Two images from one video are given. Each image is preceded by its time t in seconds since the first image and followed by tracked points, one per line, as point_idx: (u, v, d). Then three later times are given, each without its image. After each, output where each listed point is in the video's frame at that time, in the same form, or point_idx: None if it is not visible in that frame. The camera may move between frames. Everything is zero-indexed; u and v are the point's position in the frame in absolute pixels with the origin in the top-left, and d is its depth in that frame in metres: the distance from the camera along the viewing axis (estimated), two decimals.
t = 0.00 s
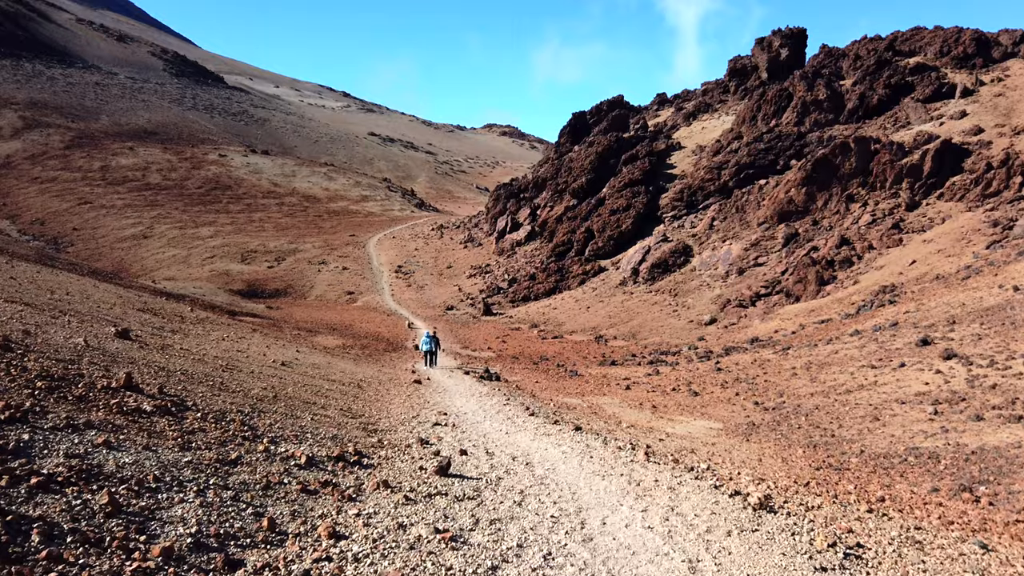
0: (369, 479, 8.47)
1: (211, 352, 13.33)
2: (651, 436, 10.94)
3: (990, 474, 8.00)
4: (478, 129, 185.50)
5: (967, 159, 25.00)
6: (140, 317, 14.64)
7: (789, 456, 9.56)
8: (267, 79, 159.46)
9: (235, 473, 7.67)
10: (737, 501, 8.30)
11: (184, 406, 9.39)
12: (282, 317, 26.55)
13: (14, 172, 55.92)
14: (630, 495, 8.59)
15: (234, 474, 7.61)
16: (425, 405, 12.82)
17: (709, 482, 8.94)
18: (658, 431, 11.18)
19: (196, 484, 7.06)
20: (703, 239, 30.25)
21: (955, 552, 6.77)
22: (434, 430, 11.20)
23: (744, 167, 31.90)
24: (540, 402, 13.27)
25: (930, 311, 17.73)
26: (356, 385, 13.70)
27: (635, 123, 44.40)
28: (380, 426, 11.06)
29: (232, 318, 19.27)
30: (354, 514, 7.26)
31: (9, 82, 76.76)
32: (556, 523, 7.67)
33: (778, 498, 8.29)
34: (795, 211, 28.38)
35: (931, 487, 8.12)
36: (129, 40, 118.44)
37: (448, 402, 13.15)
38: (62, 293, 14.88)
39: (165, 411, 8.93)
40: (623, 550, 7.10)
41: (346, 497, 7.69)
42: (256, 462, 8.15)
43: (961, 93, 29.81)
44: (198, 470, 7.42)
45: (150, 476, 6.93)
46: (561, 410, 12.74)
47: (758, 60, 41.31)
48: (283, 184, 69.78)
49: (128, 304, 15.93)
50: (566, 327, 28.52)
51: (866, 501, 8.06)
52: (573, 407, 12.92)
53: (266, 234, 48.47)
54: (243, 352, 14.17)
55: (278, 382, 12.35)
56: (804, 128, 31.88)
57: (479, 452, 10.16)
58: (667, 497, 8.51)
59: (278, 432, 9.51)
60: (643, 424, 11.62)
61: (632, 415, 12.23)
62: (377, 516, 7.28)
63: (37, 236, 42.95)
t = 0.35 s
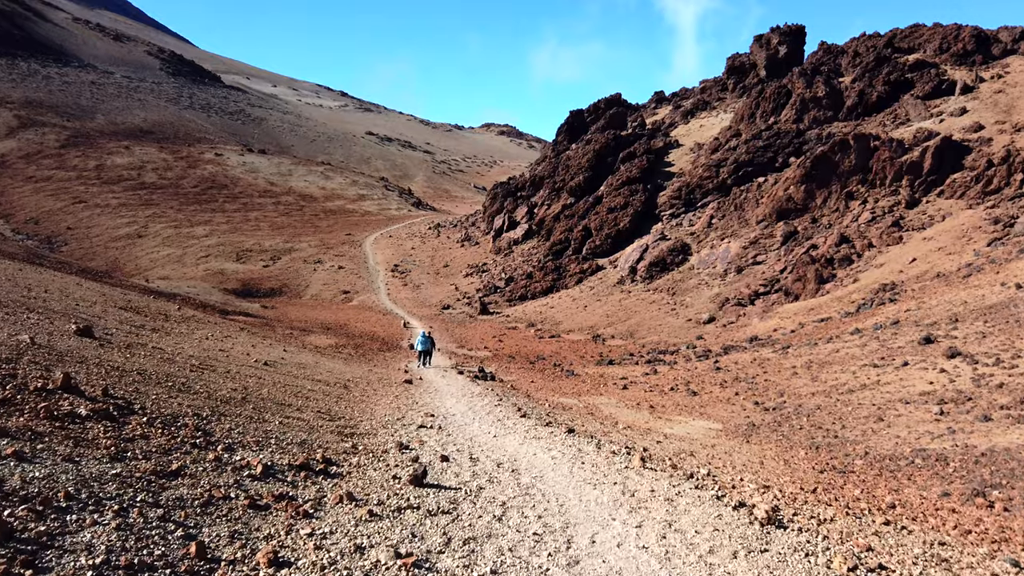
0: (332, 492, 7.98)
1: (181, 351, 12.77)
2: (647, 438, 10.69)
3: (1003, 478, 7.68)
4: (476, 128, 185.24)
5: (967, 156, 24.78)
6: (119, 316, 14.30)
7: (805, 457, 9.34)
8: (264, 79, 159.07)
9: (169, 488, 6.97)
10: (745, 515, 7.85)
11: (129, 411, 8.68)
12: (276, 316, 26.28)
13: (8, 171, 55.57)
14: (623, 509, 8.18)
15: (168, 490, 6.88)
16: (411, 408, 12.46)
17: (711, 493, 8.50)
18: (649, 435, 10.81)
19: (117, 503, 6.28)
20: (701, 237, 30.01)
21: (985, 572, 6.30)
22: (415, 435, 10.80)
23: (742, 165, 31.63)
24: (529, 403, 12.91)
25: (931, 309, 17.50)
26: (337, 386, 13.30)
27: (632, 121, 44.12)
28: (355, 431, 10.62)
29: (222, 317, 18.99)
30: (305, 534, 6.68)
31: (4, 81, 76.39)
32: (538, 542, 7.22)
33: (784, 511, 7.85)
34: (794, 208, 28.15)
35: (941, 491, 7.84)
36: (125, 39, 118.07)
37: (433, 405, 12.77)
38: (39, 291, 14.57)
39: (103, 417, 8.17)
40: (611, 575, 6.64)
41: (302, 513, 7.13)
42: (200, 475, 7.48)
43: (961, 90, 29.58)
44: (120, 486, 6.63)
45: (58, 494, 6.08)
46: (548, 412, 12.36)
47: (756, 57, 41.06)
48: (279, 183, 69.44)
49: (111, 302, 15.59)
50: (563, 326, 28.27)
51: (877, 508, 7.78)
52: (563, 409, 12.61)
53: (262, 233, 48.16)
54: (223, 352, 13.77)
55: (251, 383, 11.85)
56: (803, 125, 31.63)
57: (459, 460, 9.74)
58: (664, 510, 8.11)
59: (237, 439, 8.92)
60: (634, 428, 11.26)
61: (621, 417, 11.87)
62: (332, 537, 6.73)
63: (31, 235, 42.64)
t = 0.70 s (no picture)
0: (289, 509, 7.41)
1: (153, 350, 12.30)
2: (646, 441, 10.42)
3: (1020, 484, 7.40)
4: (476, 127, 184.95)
5: (970, 153, 24.51)
6: (102, 314, 14.00)
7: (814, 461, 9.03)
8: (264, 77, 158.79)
9: (87, 509, 6.26)
10: (753, 535, 7.34)
11: (60, 418, 7.91)
12: (274, 315, 26.00)
13: (6, 169, 55.34)
14: (615, 528, 7.66)
15: (83, 513, 6.15)
16: (396, 412, 11.99)
17: (714, 508, 8.04)
18: (641, 443, 10.34)
19: (12, 532, 5.51)
20: (702, 235, 29.74)
21: None
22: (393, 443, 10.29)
23: (743, 162, 31.35)
24: (520, 406, 12.42)
25: (936, 308, 17.23)
26: (317, 388, 12.79)
27: (633, 119, 43.84)
28: (328, 439, 10.09)
29: (215, 315, 18.72)
30: (245, 564, 6.04)
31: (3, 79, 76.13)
32: (517, 570, 6.67)
33: (793, 529, 7.39)
34: (796, 206, 27.88)
35: (955, 497, 7.58)
36: (125, 37, 117.76)
37: (418, 409, 12.30)
38: (22, 288, 14.28)
39: (27, 425, 7.40)
40: None
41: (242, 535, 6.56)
42: (131, 492, 6.84)
43: (964, 87, 29.30)
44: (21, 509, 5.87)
45: None
46: (538, 416, 11.88)
47: (758, 54, 40.76)
48: (278, 181, 69.16)
49: (99, 301, 15.31)
50: (563, 325, 28.01)
51: (891, 519, 7.45)
52: (555, 412, 12.19)
53: (260, 231, 47.91)
54: (205, 351, 13.41)
55: (224, 385, 11.34)
56: (804, 122, 31.35)
57: (439, 471, 9.24)
58: (660, 531, 7.57)
59: (189, 449, 8.26)
60: (627, 434, 10.78)
61: (613, 422, 11.42)
62: (276, 567, 6.09)
63: (28, 233, 42.41)
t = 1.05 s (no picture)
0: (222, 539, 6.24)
1: (119, 349, 11.72)
2: (644, 446, 10.00)
3: None
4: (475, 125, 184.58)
5: (973, 150, 24.21)
6: (78, 312, 13.55)
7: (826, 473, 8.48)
8: (263, 76, 158.44)
9: None
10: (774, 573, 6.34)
11: None
12: (269, 314, 25.66)
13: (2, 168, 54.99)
14: (609, 561, 6.65)
15: None
16: (374, 420, 11.22)
17: (727, 536, 7.10)
18: (635, 455, 9.60)
19: None
20: (701, 233, 29.44)
21: None
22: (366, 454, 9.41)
23: (744, 159, 31.04)
24: (506, 411, 11.80)
25: (940, 306, 16.92)
26: (294, 392, 12.16)
27: (632, 116, 43.51)
28: (292, 451, 9.13)
29: (206, 314, 18.41)
30: None
31: None
32: None
33: (817, 558, 6.54)
34: (797, 204, 27.58)
35: (973, 507, 7.17)
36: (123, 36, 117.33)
37: (398, 415, 11.58)
38: None
39: None
40: None
41: None
42: (24, 523, 5.52)
43: (967, 83, 28.98)
44: None
45: None
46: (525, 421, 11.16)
47: (758, 52, 40.44)
48: (276, 180, 68.84)
49: (81, 298, 14.94)
50: (561, 324, 27.70)
51: (913, 535, 6.94)
52: (543, 415, 11.64)
53: (257, 230, 47.58)
54: (181, 350, 12.93)
55: (189, 389, 10.55)
56: (805, 119, 31.03)
57: (416, 486, 8.36)
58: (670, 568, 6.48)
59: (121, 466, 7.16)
60: (621, 446, 10.00)
61: (605, 430, 10.76)
62: None
63: (22, 231, 42.07)
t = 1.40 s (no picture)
0: None
1: (92, 344, 11.15)
2: (645, 448, 9.66)
3: None
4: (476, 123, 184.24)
5: (979, 146, 23.88)
6: (57, 306, 13.11)
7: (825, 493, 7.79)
8: (263, 73, 158.02)
9: None
10: None
11: None
12: (266, 312, 25.38)
13: None
14: None
15: None
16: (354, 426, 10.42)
17: (749, 564, 6.25)
18: (634, 466, 8.86)
19: None
20: (703, 230, 29.13)
21: None
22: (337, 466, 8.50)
23: (746, 155, 30.70)
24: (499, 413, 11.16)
25: (947, 303, 16.62)
26: (277, 392, 11.63)
27: (633, 112, 43.16)
28: (252, 462, 8.17)
29: (198, 312, 18.08)
30: None
31: None
32: None
33: None
34: (800, 200, 27.27)
35: (999, 515, 6.72)
36: (122, 32, 116.96)
37: (382, 420, 10.86)
38: None
39: None
40: None
41: None
42: None
43: (972, 79, 28.65)
44: None
45: None
46: (516, 426, 10.44)
47: (760, 47, 40.09)
48: (275, 177, 68.55)
49: (63, 294, 14.51)
50: (562, 322, 27.42)
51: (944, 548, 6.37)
52: (540, 416, 11.24)
53: (255, 227, 47.29)
54: (162, 347, 12.44)
55: (154, 389, 9.77)
56: (808, 115, 30.68)
57: (394, 503, 7.50)
58: None
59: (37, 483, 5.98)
60: (621, 457, 9.19)
61: (603, 437, 10.11)
62: None
63: (19, 228, 41.78)
